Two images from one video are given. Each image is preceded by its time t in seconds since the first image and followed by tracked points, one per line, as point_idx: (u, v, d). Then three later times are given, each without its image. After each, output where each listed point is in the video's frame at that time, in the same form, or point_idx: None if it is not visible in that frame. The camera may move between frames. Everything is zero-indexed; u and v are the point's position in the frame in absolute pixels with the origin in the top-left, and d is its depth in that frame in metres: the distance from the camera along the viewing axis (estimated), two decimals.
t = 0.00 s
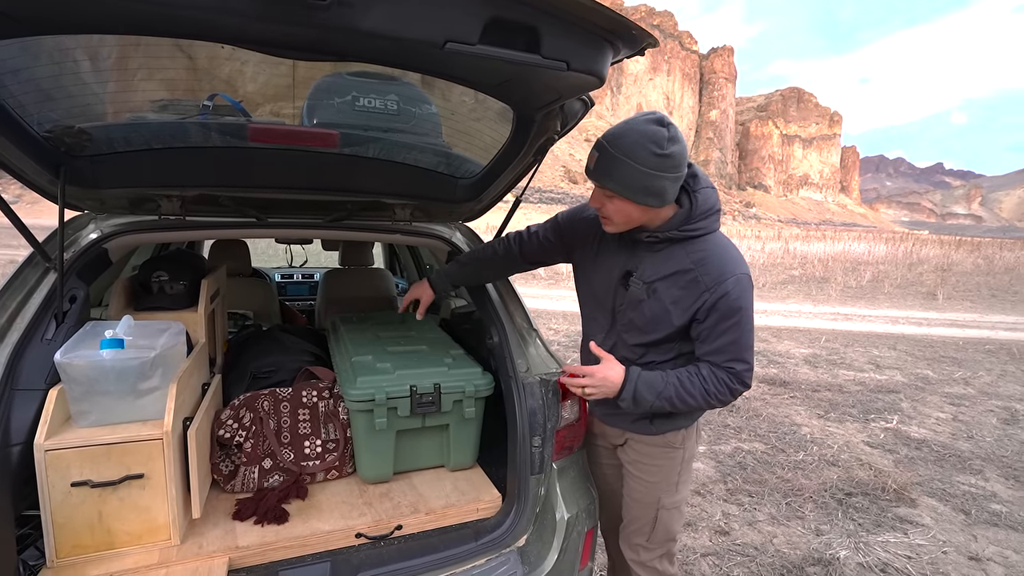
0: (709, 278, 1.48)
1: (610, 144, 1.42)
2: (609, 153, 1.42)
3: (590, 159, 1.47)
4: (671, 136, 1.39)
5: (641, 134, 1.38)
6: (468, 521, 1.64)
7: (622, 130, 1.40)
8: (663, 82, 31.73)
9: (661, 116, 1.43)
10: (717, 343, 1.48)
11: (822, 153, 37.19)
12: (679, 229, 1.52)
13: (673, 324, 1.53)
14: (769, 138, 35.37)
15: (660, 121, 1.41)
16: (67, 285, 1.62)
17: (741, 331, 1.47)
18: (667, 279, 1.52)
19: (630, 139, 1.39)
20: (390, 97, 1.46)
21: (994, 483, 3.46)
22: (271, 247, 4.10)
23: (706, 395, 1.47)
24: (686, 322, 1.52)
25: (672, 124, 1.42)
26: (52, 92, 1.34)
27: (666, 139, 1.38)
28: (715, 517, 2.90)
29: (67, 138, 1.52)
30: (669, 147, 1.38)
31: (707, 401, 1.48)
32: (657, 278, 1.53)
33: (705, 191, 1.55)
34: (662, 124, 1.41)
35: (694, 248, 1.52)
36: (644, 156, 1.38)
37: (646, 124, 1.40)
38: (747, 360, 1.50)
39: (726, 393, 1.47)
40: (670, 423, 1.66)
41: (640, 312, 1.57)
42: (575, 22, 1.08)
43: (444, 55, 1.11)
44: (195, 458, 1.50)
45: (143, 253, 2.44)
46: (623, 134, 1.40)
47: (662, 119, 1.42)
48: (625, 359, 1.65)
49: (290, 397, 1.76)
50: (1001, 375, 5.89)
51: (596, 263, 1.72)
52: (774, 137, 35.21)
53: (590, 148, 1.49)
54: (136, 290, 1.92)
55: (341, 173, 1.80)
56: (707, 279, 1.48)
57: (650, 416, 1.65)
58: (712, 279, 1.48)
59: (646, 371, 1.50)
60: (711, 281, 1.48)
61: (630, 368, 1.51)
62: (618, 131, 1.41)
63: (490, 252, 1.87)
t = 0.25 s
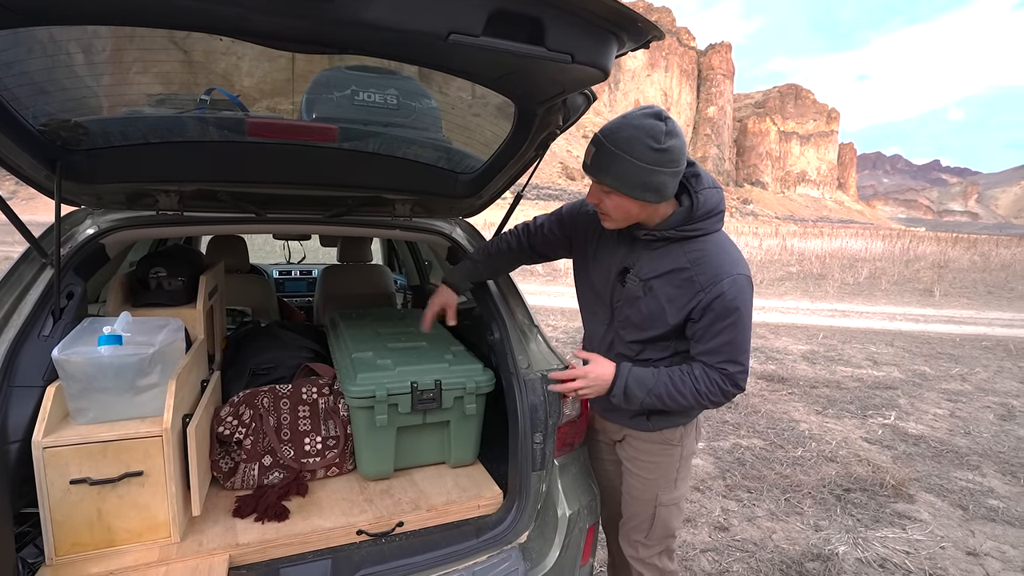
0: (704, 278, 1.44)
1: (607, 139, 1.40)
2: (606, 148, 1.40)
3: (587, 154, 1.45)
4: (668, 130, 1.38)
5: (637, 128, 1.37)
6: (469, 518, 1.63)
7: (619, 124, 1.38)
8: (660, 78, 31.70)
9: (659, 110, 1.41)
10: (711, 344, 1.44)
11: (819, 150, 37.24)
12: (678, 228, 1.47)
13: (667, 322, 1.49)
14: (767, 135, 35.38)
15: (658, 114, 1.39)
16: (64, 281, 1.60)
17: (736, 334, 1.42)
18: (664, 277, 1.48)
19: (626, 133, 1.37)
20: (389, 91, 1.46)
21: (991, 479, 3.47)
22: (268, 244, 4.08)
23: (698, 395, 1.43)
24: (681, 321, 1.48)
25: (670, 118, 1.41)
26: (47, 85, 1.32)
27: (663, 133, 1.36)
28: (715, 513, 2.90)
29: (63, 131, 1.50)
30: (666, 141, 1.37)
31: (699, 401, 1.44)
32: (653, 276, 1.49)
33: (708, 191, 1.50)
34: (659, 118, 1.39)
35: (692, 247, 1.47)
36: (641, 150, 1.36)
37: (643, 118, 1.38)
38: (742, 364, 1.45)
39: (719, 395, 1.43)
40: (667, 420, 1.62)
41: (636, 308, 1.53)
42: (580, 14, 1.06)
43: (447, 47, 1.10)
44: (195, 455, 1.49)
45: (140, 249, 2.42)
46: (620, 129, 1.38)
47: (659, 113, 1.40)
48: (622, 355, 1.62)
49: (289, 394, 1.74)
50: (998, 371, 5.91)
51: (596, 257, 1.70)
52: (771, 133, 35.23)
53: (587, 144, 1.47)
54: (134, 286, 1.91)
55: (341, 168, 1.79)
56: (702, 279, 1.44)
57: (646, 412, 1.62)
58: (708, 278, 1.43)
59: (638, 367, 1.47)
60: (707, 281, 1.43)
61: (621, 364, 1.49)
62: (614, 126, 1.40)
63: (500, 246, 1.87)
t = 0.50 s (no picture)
0: (706, 277, 1.43)
1: (606, 134, 1.39)
2: (606, 143, 1.39)
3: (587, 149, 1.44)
4: (669, 126, 1.35)
5: (637, 123, 1.35)
6: (470, 517, 1.62)
7: (618, 119, 1.37)
8: (658, 76, 31.67)
9: (661, 105, 1.39)
10: (713, 344, 1.42)
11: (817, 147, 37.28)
12: (680, 225, 1.45)
13: (669, 321, 1.48)
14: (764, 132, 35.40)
15: (659, 109, 1.37)
16: (60, 278, 1.58)
17: (738, 334, 1.41)
18: (666, 275, 1.47)
19: (625, 128, 1.35)
20: (389, 86, 1.43)
21: (990, 476, 3.47)
22: (266, 240, 4.06)
23: (699, 395, 1.42)
24: (683, 320, 1.47)
25: (671, 113, 1.38)
26: (42, 79, 1.30)
27: (664, 129, 1.34)
28: (715, 511, 2.90)
29: (59, 126, 1.47)
30: (666, 138, 1.35)
31: (700, 402, 1.43)
32: (655, 273, 1.48)
33: (711, 188, 1.47)
34: (661, 113, 1.37)
35: (694, 245, 1.45)
36: (640, 145, 1.34)
37: (644, 113, 1.36)
38: (745, 364, 1.43)
39: (721, 396, 1.42)
40: (669, 420, 1.61)
41: (638, 306, 1.52)
42: (586, 6, 1.04)
43: (451, 39, 1.08)
44: (194, 455, 1.48)
45: (137, 246, 2.40)
46: (619, 124, 1.37)
47: (661, 108, 1.38)
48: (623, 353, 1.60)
49: (289, 392, 1.73)
50: (996, 368, 5.93)
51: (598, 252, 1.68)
52: (768, 131, 35.25)
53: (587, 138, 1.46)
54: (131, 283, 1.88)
55: (340, 164, 1.77)
56: (704, 278, 1.42)
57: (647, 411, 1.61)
58: (710, 278, 1.42)
59: (640, 366, 1.46)
60: (709, 280, 1.42)
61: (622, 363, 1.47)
62: (614, 121, 1.38)
63: (500, 237, 1.84)
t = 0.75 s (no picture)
0: (717, 272, 1.40)
1: (618, 122, 1.37)
2: (617, 132, 1.37)
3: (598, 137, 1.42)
4: (682, 116, 1.33)
5: (649, 112, 1.32)
6: (477, 514, 1.61)
7: (630, 108, 1.35)
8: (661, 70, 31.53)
9: (674, 95, 1.36)
10: (723, 340, 1.40)
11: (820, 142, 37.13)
12: (690, 218, 1.43)
13: (679, 317, 1.46)
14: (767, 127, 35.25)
15: (672, 99, 1.35)
16: (64, 273, 1.55)
17: (749, 329, 1.39)
18: (675, 269, 1.45)
19: (637, 118, 1.33)
20: (394, 78, 1.43)
21: (998, 472, 3.46)
22: (269, 236, 4.05)
23: (709, 393, 1.40)
24: (693, 315, 1.45)
25: (685, 103, 1.36)
26: (44, 70, 1.28)
27: (676, 119, 1.32)
28: (720, 507, 2.89)
29: (61, 119, 1.45)
30: (678, 128, 1.32)
31: (710, 399, 1.41)
32: (664, 268, 1.46)
33: (720, 178, 1.44)
34: (674, 103, 1.34)
35: (704, 239, 1.43)
36: (651, 135, 1.32)
37: (656, 102, 1.34)
38: (756, 360, 1.41)
39: (731, 393, 1.40)
40: (678, 417, 1.58)
41: (647, 301, 1.50)
42: None
43: (460, 27, 1.06)
44: (200, 450, 1.48)
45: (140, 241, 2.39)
46: (631, 112, 1.35)
47: (675, 98, 1.35)
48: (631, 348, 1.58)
49: (294, 387, 1.71)
50: (1002, 363, 5.90)
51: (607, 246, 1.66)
52: (772, 125, 35.10)
53: (598, 127, 1.44)
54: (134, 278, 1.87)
55: (346, 158, 1.75)
56: (714, 273, 1.40)
57: (656, 408, 1.59)
58: (721, 272, 1.40)
59: (648, 362, 1.43)
60: (719, 274, 1.40)
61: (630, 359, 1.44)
62: (626, 109, 1.36)
63: (512, 235, 1.82)
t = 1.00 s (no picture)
0: (737, 270, 1.37)
1: (637, 120, 1.34)
2: (636, 130, 1.34)
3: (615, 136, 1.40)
4: (703, 113, 1.30)
5: (670, 110, 1.30)
6: (489, 519, 1.59)
7: (649, 105, 1.32)
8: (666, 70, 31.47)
9: (694, 91, 1.34)
10: (746, 341, 1.37)
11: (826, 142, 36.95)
12: (708, 217, 1.40)
13: (697, 317, 1.43)
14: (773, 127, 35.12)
15: (692, 96, 1.32)
16: (73, 275, 1.53)
17: (773, 329, 1.36)
18: (693, 269, 1.42)
19: (657, 115, 1.31)
20: (404, 78, 1.41)
21: (1015, 476, 3.40)
22: (276, 237, 4.04)
23: (731, 396, 1.38)
24: (713, 316, 1.42)
25: (705, 100, 1.33)
26: (53, 69, 1.26)
27: (698, 116, 1.29)
28: (732, 511, 2.85)
29: (71, 120, 1.44)
30: (699, 125, 1.30)
31: (733, 403, 1.38)
32: (681, 268, 1.43)
33: (738, 177, 1.41)
34: (694, 100, 1.31)
35: (722, 237, 1.40)
36: (672, 134, 1.30)
37: (676, 99, 1.31)
38: (780, 360, 1.38)
39: (754, 395, 1.37)
40: (696, 422, 1.55)
41: (664, 302, 1.47)
42: None
43: (477, 22, 1.03)
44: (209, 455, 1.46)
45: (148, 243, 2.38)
46: (651, 109, 1.32)
47: (695, 94, 1.32)
48: (647, 351, 1.55)
49: (304, 390, 1.69)
50: (1016, 365, 5.83)
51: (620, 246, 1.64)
52: (778, 126, 34.97)
53: (615, 125, 1.41)
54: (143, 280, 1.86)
55: (356, 158, 1.73)
56: (735, 271, 1.37)
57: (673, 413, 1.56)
58: (741, 271, 1.37)
59: (666, 367, 1.43)
60: (740, 273, 1.37)
61: (650, 363, 1.44)
62: (645, 106, 1.33)
63: (522, 235, 1.79)
